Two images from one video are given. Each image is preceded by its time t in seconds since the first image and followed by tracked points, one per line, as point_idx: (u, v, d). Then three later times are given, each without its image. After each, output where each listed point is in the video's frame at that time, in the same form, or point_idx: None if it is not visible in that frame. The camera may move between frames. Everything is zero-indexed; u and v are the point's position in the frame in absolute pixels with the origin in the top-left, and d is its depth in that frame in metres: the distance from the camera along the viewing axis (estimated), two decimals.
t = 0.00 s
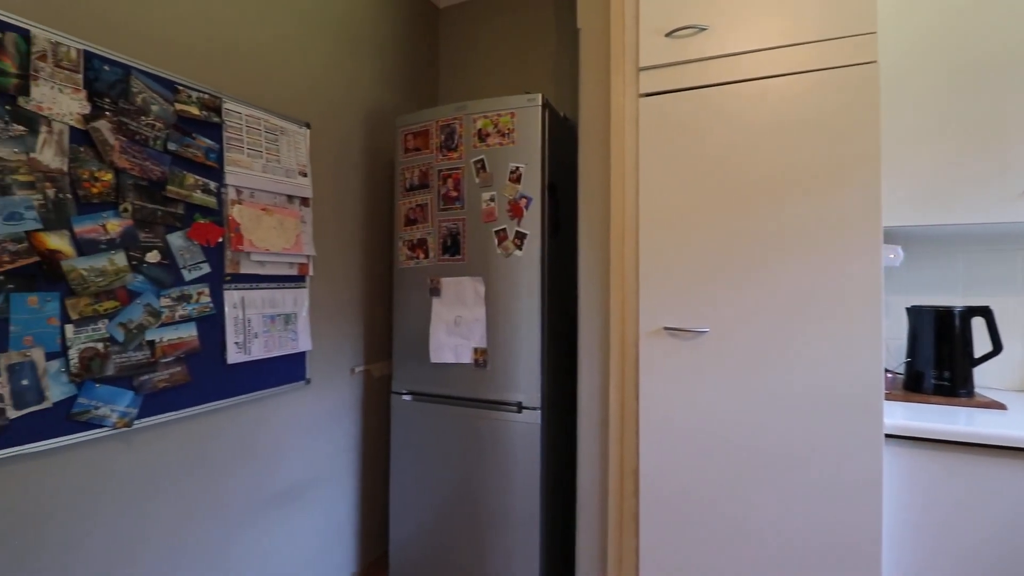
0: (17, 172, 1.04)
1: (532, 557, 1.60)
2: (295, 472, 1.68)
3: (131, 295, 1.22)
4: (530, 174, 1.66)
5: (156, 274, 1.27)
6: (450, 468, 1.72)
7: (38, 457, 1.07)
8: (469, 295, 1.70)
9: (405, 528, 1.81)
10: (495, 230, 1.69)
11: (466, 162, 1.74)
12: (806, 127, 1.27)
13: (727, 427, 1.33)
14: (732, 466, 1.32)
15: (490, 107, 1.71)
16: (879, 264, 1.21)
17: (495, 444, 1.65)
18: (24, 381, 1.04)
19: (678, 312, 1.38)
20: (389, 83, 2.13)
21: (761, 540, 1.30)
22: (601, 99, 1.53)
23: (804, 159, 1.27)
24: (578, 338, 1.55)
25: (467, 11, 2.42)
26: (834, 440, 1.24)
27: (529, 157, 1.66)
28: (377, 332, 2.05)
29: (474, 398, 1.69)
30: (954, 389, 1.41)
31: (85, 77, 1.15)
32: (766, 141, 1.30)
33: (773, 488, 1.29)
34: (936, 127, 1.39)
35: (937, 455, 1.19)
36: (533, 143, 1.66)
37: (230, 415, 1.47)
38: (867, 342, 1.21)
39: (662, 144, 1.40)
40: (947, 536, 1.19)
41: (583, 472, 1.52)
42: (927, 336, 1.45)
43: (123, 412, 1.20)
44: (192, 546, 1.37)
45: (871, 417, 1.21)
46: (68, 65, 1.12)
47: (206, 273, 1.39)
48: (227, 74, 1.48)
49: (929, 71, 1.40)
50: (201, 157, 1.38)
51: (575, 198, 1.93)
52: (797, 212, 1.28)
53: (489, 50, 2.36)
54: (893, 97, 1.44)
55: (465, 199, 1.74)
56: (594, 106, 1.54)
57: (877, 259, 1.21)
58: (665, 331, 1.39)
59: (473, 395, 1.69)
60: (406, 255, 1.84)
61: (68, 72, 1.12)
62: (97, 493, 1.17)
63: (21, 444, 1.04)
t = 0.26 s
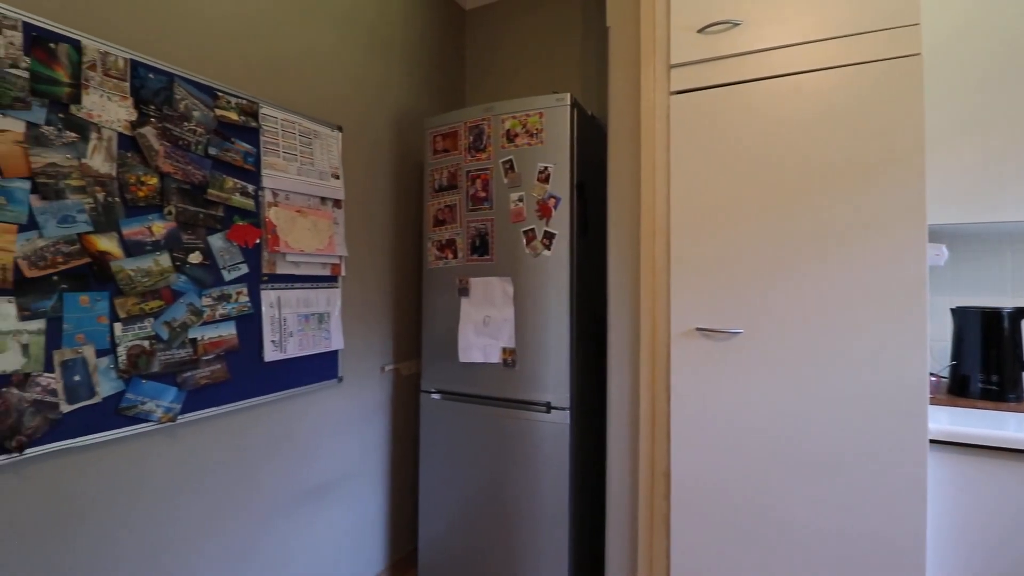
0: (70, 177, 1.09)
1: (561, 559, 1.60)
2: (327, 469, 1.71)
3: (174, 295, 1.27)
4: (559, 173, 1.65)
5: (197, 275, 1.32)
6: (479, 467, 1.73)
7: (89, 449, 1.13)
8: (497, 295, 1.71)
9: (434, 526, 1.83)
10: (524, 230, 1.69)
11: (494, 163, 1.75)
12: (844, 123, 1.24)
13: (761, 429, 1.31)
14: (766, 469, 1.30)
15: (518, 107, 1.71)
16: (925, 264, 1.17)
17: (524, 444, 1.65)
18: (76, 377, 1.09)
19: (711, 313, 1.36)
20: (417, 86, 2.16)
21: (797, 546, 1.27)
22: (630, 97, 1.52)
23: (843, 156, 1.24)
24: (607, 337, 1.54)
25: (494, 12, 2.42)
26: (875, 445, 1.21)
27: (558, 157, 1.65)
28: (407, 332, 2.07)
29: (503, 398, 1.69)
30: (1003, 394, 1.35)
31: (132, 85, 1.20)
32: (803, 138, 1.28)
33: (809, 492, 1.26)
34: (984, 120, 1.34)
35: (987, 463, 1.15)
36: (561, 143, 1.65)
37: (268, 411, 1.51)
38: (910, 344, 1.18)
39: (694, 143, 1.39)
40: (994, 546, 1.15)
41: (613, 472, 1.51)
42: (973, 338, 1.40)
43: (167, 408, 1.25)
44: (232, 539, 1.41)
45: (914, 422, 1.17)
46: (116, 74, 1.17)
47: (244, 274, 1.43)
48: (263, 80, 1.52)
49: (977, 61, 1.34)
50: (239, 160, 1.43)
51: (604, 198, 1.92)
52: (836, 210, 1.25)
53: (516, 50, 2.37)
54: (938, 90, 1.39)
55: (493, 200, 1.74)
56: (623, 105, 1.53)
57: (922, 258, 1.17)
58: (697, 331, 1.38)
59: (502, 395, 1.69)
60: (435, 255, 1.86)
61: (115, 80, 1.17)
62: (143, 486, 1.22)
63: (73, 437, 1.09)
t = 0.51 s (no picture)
0: (122, 181, 1.13)
1: (594, 560, 1.59)
2: (362, 465, 1.74)
3: (219, 294, 1.31)
4: (591, 173, 1.64)
5: (240, 274, 1.36)
6: (511, 466, 1.74)
7: (140, 442, 1.17)
8: (529, 295, 1.71)
9: (466, 524, 1.84)
10: (556, 230, 1.68)
11: (526, 163, 1.75)
12: (889, 117, 1.21)
13: (801, 431, 1.28)
14: (808, 472, 1.28)
15: (550, 107, 1.71)
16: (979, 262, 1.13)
17: (556, 444, 1.65)
18: (128, 372, 1.14)
19: (750, 313, 1.34)
20: (449, 87, 2.18)
21: (841, 551, 1.25)
22: (665, 95, 1.50)
23: (891, 151, 1.21)
24: (641, 337, 1.53)
25: (524, 13, 2.43)
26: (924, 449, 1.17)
27: (590, 156, 1.64)
28: (438, 331, 2.09)
29: (535, 397, 1.70)
30: None
31: (179, 91, 1.24)
32: (848, 133, 1.24)
33: (853, 497, 1.23)
34: None
35: None
36: (594, 142, 1.64)
37: (306, 407, 1.55)
38: (963, 344, 1.14)
39: (731, 140, 1.37)
40: None
41: (647, 474, 1.50)
42: None
43: (213, 403, 1.29)
44: (272, 532, 1.45)
45: (967, 425, 1.14)
46: (165, 81, 1.21)
47: (284, 273, 1.47)
48: (302, 84, 1.56)
49: None
50: (279, 163, 1.46)
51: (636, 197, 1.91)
52: (882, 207, 1.21)
53: (546, 51, 2.37)
54: (990, 81, 1.33)
55: (525, 200, 1.75)
56: (657, 102, 1.51)
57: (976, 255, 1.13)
58: (734, 332, 1.36)
59: (534, 395, 1.69)
60: (466, 255, 1.87)
61: (164, 87, 1.21)
62: (190, 479, 1.26)
63: (125, 429, 1.13)
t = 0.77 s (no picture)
0: (168, 184, 1.18)
1: (624, 562, 1.58)
2: (392, 463, 1.76)
3: (257, 293, 1.35)
4: (621, 171, 1.63)
5: (277, 274, 1.39)
6: (540, 465, 1.74)
7: (184, 436, 1.21)
8: (558, 294, 1.71)
9: (494, 523, 1.85)
10: (585, 229, 1.68)
11: (554, 162, 1.75)
12: (936, 111, 1.18)
13: (841, 432, 1.26)
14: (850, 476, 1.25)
15: (579, 106, 1.71)
16: None
17: (586, 444, 1.64)
18: (173, 368, 1.18)
19: (786, 313, 1.32)
20: (476, 89, 2.19)
21: (884, 554, 1.22)
22: (697, 92, 1.48)
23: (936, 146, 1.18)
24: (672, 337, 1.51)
25: (550, 12, 2.43)
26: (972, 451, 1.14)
27: (620, 154, 1.63)
28: (466, 330, 2.11)
29: (564, 397, 1.69)
30: None
31: (221, 97, 1.29)
32: (891, 127, 1.22)
33: (896, 502, 1.21)
34: None
35: None
36: (624, 141, 1.63)
37: (339, 404, 1.58)
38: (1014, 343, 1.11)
39: (766, 138, 1.35)
40: None
41: (679, 476, 1.48)
42: None
43: (252, 399, 1.33)
44: (306, 527, 1.48)
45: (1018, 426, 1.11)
46: (207, 87, 1.26)
47: (319, 273, 1.51)
48: (335, 87, 1.59)
49: None
50: (314, 165, 1.50)
51: (665, 197, 1.89)
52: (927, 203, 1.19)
53: (572, 51, 2.37)
54: None
55: (554, 199, 1.74)
56: (689, 99, 1.49)
57: None
58: (770, 332, 1.34)
59: (563, 394, 1.69)
60: (495, 255, 1.88)
61: (206, 92, 1.25)
62: (229, 472, 1.30)
63: (170, 424, 1.18)
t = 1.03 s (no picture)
0: (208, 187, 1.22)
1: (652, 565, 1.57)
2: (420, 461, 1.78)
3: (292, 293, 1.38)
4: (650, 171, 1.62)
5: (311, 274, 1.43)
6: (567, 466, 1.74)
7: (223, 432, 1.25)
8: (585, 295, 1.71)
9: (520, 523, 1.85)
10: (612, 229, 1.67)
11: (581, 162, 1.75)
12: (980, 105, 1.14)
13: (879, 437, 1.23)
14: (890, 483, 1.22)
15: (607, 106, 1.70)
16: None
17: (613, 445, 1.64)
18: (213, 365, 1.22)
19: (821, 314, 1.29)
20: (501, 90, 2.20)
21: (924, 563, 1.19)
22: (727, 90, 1.46)
23: (980, 142, 1.14)
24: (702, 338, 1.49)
25: (575, 11, 2.42)
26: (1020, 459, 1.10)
27: (648, 154, 1.62)
28: (493, 330, 2.12)
29: (592, 397, 1.69)
30: None
31: (257, 102, 1.32)
32: (931, 123, 1.18)
33: (937, 509, 1.18)
34: None
35: None
36: (652, 140, 1.62)
37: (369, 403, 1.61)
38: None
39: (799, 136, 1.33)
40: None
41: (709, 478, 1.46)
42: None
43: (287, 396, 1.36)
44: (337, 522, 1.51)
45: None
46: (245, 93, 1.29)
47: (350, 273, 1.53)
48: (366, 91, 1.62)
49: None
50: (345, 168, 1.53)
51: (694, 196, 1.87)
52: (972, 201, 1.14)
53: (598, 50, 2.36)
54: None
55: (581, 199, 1.74)
56: (719, 98, 1.47)
57: None
58: (805, 334, 1.31)
59: (590, 395, 1.69)
60: (521, 255, 1.88)
61: (243, 98, 1.29)
62: (265, 468, 1.33)
63: (210, 420, 1.21)
